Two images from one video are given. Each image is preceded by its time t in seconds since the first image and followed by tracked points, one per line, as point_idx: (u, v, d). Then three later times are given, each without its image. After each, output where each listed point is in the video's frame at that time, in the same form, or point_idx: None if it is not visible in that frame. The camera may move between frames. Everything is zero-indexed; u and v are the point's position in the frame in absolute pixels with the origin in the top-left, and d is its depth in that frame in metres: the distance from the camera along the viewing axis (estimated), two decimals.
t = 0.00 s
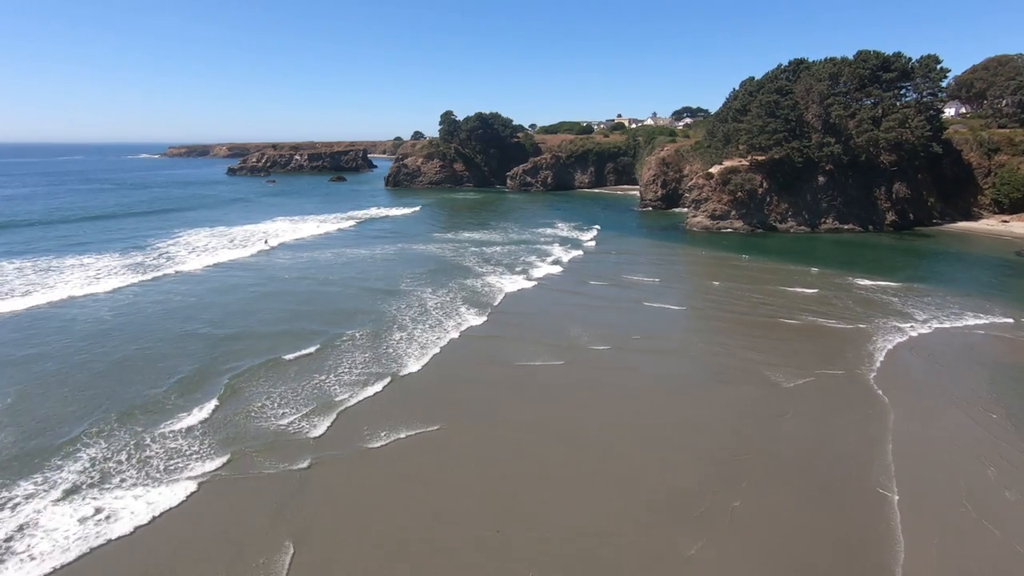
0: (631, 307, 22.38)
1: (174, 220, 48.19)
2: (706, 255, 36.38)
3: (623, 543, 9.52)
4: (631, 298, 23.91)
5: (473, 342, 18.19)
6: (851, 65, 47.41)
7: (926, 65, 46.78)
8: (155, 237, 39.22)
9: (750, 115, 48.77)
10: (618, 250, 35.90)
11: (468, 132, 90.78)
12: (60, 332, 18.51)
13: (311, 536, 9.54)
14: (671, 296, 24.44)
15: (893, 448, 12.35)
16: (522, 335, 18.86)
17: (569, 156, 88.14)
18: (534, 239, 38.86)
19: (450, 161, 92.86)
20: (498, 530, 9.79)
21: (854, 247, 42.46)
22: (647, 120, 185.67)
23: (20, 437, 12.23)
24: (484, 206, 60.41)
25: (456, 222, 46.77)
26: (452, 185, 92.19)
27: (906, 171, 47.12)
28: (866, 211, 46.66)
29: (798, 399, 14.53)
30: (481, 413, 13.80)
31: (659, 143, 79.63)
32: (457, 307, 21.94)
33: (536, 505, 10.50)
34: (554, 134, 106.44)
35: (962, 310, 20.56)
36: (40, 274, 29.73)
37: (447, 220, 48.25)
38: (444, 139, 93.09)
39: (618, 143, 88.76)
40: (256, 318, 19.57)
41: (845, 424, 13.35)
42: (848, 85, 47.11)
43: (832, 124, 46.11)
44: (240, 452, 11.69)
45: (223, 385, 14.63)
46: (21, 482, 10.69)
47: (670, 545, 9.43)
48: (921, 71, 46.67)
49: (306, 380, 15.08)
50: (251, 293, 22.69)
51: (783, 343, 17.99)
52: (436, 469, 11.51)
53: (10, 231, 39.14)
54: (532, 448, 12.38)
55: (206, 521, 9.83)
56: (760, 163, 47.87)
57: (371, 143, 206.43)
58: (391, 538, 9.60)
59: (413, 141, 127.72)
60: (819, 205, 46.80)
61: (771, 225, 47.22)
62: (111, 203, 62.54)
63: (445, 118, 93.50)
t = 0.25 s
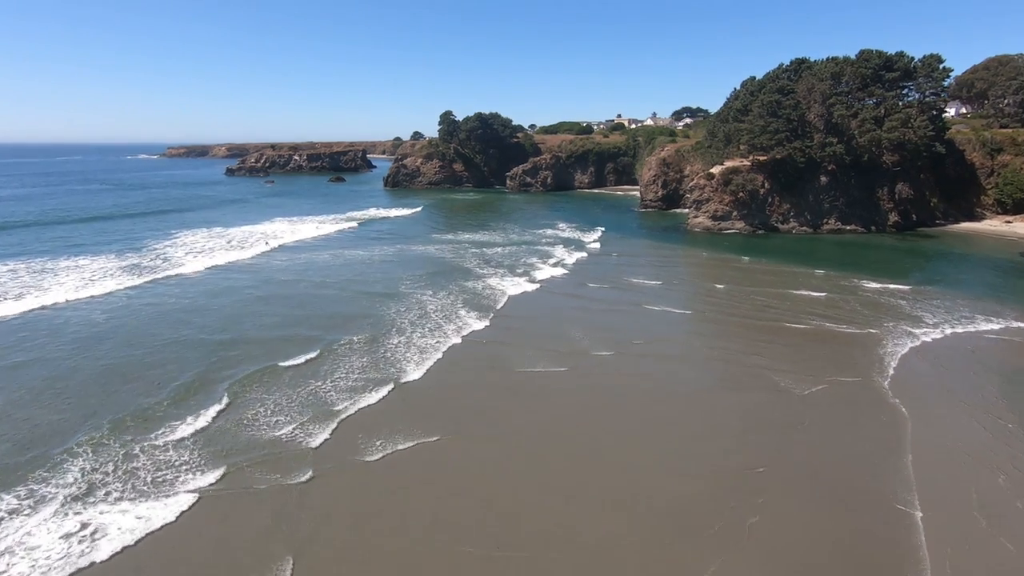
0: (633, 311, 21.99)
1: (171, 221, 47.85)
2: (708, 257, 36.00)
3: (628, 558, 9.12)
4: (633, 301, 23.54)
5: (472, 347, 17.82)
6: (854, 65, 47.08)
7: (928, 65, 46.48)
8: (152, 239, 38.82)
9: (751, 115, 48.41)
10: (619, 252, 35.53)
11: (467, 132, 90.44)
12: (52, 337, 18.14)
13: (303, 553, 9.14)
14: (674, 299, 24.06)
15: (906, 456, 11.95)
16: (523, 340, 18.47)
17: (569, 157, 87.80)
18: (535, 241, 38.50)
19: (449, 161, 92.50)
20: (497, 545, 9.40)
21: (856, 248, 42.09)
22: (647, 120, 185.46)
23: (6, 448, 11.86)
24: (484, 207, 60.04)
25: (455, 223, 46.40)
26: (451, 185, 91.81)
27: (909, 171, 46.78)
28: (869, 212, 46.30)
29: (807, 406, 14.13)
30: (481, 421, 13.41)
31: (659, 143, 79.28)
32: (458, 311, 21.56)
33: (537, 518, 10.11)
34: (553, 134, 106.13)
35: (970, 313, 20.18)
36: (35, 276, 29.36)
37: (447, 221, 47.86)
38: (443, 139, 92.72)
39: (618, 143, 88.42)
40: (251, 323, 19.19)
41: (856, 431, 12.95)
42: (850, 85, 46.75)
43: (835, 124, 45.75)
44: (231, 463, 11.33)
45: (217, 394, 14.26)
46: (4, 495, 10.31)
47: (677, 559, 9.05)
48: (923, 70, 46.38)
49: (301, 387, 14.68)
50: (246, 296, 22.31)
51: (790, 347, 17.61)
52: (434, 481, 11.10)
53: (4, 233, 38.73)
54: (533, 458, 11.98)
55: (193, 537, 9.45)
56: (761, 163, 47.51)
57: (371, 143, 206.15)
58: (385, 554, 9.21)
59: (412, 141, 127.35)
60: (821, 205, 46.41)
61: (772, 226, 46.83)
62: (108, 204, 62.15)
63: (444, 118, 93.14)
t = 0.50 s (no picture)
0: (637, 315, 21.53)
1: (168, 222, 47.37)
2: (710, 259, 35.53)
3: None
4: (637, 305, 23.06)
5: (473, 353, 17.35)
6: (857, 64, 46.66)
7: (932, 64, 46.10)
8: (148, 240, 38.37)
9: (754, 114, 47.97)
10: (621, 253, 35.07)
11: (466, 132, 89.97)
12: (43, 343, 17.71)
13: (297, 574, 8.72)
14: (678, 303, 23.59)
15: (924, 470, 11.47)
16: (525, 346, 18.00)
17: (569, 157, 87.44)
18: (535, 242, 38.04)
19: (448, 161, 92.03)
20: (498, 567, 8.92)
21: (859, 249, 41.67)
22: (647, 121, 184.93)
23: None
24: (484, 207, 59.56)
25: (455, 224, 45.91)
26: (450, 185, 91.43)
27: (912, 171, 46.35)
28: (872, 213, 45.87)
29: (819, 417, 13.66)
30: (482, 431, 12.94)
31: (659, 143, 78.90)
32: (459, 315, 21.08)
33: (540, 536, 9.65)
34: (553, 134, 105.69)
35: (981, 317, 19.73)
36: (28, 279, 28.89)
37: (446, 222, 47.40)
38: (442, 139, 92.29)
39: (618, 143, 87.99)
40: (246, 329, 18.71)
41: (872, 444, 12.47)
42: (853, 84, 46.31)
43: (838, 124, 45.34)
44: (220, 478, 10.88)
45: (211, 404, 13.83)
46: None
47: None
48: (927, 70, 46.02)
49: (297, 397, 14.20)
50: (241, 300, 21.83)
51: (799, 354, 17.14)
52: (432, 497, 10.62)
53: None
54: (535, 471, 11.51)
55: (180, 558, 9.01)
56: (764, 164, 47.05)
57: (370, 143, 205.62)
58: None
59: (412, 141, 126.88)
60: (824, 206, 45.94)
61: (775, 227, 46.31)
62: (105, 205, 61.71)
63: (443, 118, 92.73)
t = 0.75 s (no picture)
0: (640, 320, 20.99)
1: (163, 223, 46.82)
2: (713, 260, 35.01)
3: None
4: (641, 310, 22.50)
5: (473, 360, 16.83)
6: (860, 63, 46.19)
7: (936, 63, 45.64)
8: (143, 242, 37.88)
9: (756, 114, 47.49)
10: (623, 255, 34.53)
11: (466, 133, 89.46)
12: (30, 350, 17.23)
13: None
14: (682, 307, 23.04)
15: (945, 485, 10.92)
16: (526, 353, 17.45)
17: (569, 157, 86.97)
18: (536, 244, 37.52)
19: (447, 162, 91.49)
20: None
21: (863, 251, 41.15)
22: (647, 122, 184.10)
23: None
24: (484, 208, 59.00)
25: (454, 225, 45.37)
26: (449, 186, 90.94)
27: (916, 171, 45.86)
28: (876, 214, 45.35)
29: (832, 429, 13.11)
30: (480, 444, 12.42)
31: (660, 144, 78.42)
32: (460, 321, 20.51)
33: (541, 556, 9.16)
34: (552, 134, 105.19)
35: (993, 322, 19.22)
36: (19, 281, 28.34)
37: (445, 223, 46.90)
38: (441, 140, 91.81)
39: (618, 143, 87.50)
40: (239, 336, 18.18)
41: (889, 458, 11.93)
42: (857, 83, 45.77)
43: (841, 124, 44.84)
44: (204, 494, 10.38)
45: (201, 415, 13.35)
46: None
47: None
48: (931, 69, 45.57)
49: (289, 408, 13.63)
50: (234, 305, 21.28)
51: (809, 362, 16.60)
52: (428, 515, 10.07)
53: None
54: (536, 486, 11.01)
55: None
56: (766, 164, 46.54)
57: (370, 144, 205.23)
58: None
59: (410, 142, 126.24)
60: (827, 207, 45.41)
61: (777, 228, 45.74)
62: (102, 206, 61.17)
63: (442, 118, 92.23)
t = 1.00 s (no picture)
0: (644, 327, 20.42)
1: (158, 225, 46.17)
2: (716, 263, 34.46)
3: None
4: (646, 316, 21.92)
5: (472, 369, 16.25)
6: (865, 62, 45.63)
7: (941, 62, 45.11)
8: (137, 243, 37.24)
9: (759, 114, 46.91)
10: (626, 258, 33.98)
11: (465, 133, 88.85)
12: (14, 358, 16.64)
13: None
14: (688, 312, 22.47)
15: (979, 511, 10.35)
16: (528, 363, 16.86)
17: (569, 158, 86.42)
18: (536, 246, 36.93)
19: (446, 162, 90.89)
20: None
21: (868, 253, 40.55)
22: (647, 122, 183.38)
23: None
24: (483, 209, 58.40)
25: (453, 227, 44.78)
26: (448, 186, 90.33)
27: (921, 172, 45.31)
28: (880, 215, 44.77)
29: (852, 448, 12.52)
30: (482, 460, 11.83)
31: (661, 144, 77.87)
32: (460, 327, 19.91)
33: None
34: (552, 135, 104.65)
35: (1009, 329, 18.66)
36: (8, 285, 27.70)
37: (444, 224, 46.29)
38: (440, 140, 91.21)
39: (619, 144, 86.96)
40: (231, 344, 17.57)
41: (915, 482, 11.35)
42: (861, 83, 45.23)
43: (846, 124, 44.26)
44: (188, 517, 9.79)
45: (188, 430, 12.77)
46: None
47: None
48: (936, 68, 45.04)
49: (280, 422, 12.99)
50: (227, 310, 20.70)
51: (822, 374, 16.04)
52: (427, 539, 9.49)
53: None
54: (541, 506, 10.43)
55: None
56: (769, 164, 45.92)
57: (368, 145, 204.57)
58: None
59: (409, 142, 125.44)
60: (831, 208, 44.81)
61: (781, 230, 45.10)
62: (97, 207, 60.46)
63: (441, 119, 91.67)
